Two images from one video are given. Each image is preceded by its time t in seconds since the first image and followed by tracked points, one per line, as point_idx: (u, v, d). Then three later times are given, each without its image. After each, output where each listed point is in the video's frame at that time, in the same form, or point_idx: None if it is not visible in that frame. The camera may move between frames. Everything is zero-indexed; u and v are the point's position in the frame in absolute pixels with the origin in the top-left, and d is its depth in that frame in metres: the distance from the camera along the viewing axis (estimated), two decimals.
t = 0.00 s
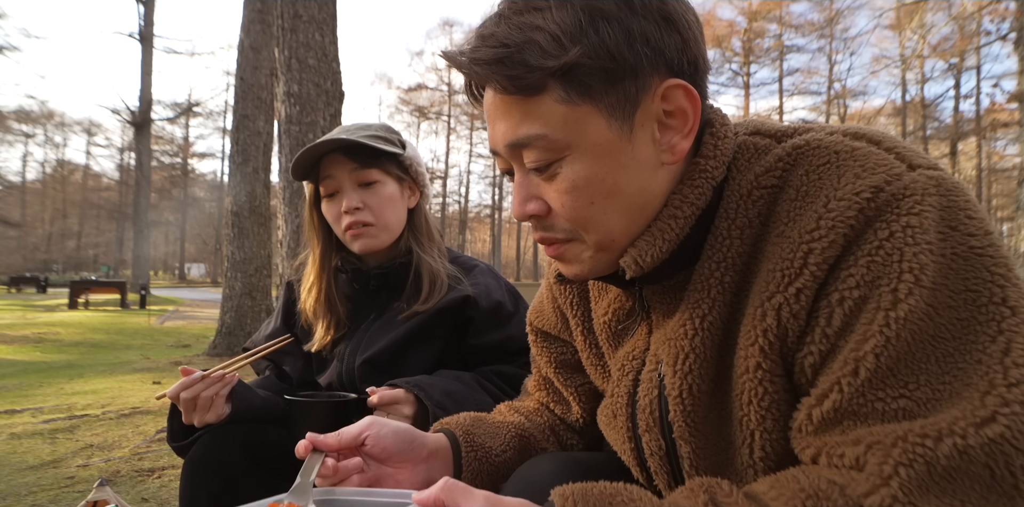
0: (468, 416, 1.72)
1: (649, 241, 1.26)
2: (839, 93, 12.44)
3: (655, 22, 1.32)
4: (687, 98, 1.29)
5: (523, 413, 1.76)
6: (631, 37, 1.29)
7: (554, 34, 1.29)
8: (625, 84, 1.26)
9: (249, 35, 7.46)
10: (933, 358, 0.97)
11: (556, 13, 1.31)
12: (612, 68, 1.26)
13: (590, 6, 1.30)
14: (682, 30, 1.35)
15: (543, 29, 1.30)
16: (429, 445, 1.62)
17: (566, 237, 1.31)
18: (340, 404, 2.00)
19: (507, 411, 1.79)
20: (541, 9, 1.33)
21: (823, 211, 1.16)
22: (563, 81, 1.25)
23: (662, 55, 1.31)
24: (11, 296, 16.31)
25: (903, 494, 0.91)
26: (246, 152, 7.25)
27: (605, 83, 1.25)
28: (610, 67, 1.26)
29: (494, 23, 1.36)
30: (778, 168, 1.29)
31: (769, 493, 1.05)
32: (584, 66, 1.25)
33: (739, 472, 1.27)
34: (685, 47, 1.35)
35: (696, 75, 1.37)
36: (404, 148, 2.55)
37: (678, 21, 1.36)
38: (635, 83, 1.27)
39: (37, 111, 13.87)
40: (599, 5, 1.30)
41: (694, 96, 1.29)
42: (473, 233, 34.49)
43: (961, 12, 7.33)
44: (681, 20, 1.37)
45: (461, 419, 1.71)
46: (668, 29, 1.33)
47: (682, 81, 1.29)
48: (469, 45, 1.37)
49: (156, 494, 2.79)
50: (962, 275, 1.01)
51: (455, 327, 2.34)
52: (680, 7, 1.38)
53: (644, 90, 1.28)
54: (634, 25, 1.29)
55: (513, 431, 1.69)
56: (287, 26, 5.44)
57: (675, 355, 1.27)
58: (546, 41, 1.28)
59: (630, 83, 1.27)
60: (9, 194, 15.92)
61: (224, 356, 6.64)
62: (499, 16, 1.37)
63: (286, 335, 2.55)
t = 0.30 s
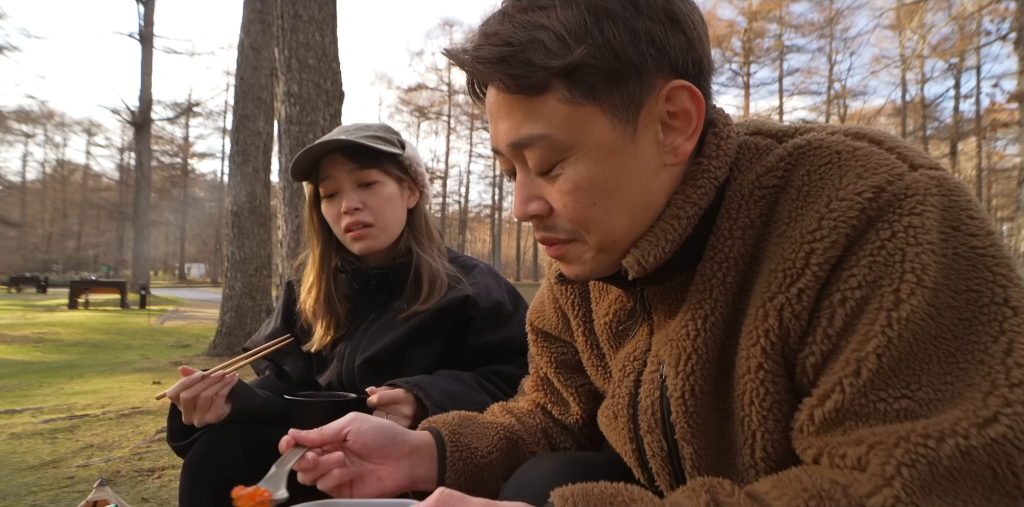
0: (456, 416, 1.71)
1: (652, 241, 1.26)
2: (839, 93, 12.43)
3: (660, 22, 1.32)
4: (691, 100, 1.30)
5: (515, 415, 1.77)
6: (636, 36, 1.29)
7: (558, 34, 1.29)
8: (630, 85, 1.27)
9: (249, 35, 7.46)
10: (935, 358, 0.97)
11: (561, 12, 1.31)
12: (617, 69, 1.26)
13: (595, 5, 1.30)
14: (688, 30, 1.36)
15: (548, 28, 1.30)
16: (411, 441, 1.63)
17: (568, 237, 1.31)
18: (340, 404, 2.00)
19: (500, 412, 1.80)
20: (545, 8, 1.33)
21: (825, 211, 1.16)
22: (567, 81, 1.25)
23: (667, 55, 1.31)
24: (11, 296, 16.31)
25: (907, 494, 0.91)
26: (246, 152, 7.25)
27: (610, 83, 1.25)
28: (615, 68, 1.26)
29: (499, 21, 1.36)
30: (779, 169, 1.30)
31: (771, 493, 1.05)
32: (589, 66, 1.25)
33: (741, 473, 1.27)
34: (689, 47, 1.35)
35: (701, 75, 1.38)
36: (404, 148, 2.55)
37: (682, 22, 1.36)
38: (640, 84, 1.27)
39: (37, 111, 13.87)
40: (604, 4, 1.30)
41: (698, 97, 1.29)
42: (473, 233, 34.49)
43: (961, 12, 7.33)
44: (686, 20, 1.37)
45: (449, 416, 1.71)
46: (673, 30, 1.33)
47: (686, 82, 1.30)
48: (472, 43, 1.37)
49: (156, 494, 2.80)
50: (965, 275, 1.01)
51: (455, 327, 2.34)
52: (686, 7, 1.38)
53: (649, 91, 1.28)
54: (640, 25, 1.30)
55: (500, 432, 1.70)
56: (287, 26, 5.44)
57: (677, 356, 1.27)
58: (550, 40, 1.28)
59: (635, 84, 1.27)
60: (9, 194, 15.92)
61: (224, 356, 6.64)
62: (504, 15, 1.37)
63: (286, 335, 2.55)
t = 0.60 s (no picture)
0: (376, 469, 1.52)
1: (646, 241, 1.26)
2: (839, 93, 12.43)
3: (651, 25, 1.32)
4: (682, 103, 1.29)
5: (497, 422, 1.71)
6: (626, 41, 1.28)
7: (547, 38, 1.29)
8: (618, 89, 1.26)
9: (249, 35, 7.46)
10: (938, 357, 0.97)
11: (550, 16, 1.31)
12: (605, 74, 1.26)
13: (585, 10, 1.30)
14: (680, 34, 1.35)
15: (537, 32, 1.30)
16: None
17: (558, 240, 1.31)
18: (340, 403, 2.00)
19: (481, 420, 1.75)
20: (535, 12, 1.33)
21: (826, 211, 1.16)
22: (555, 84, 1.25)
23: (657, 59, 1.30)
24: (11, 296, 16.31)
25: (915, 495, 0.91)
26: (246, 152, 7.25)
27: (598, 88, 1.25)
28: (603, 72, 1.26)
29: (490, 25, 1.36)
30: (778, 168, 1.30)
31: (778, 493, 1.04)
32: (577, 70, 1.25)
33: (744, 475, 1.27)
34: (682, 51, 1.34)
35: (694, 78, 1.37)
36: (403, 149, 2.55)
37: (674, 25, 1.35)
38: (629, 88, 1.27)
39: (37, 111, 13.88)
40: (593, 8, 1.29)
41: (689, 101, 1.29)
42: (473, 233, 34.49)
43: (961, 12, 7.33)
44: (679, 24, 1.36)
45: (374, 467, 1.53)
46: (664, 33, 1.33)
47: (677, 86, 1.29)
48: (464, 46, 1.37)
49: (156, 494, 2.79)
50: (967, 272, 1.01)
51: (455, 327, 2.34)
52: (678, 10, 1.37)
53: (638, 95, 1.28)
54: (629, 29, 1.29)
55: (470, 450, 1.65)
56: (287, 26, 5.44)
57: (677, 360, 1.27)
58: (539, 44, 1.28)
59: (624, 88, 1.27)
60: (9, 194, 15.92)
61: (224, 356, 6.64)
62: (495, 19, 1.36)
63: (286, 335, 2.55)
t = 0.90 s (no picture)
0: None
1: (637, 247, 1.26)
2: (839, 93, 12.43)
3: (628, 32, 1.31)
4: (664, 110, 1.29)
5: (490, 432, 1.72)
6: (602, 50, 1.28)
7: (523, 50, 1.29)
8: (597, 98, 1.26)
9: (249, 35, 7.47)
10: (961, 362, 0.97)
11: (526, 27, 1.31)
12: (582, 83, 1.26)
13: (560, 19, 1.30)
14: (659, 39, 1.34)
15: (513, 44, 1.30)
16: None
17: (546, 249, 1.32)
18: (339, 403, 2.00)
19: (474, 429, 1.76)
20: (511, 24, 1.33)
21: (833, 214, 1.16)
22: (533, 95, 1.25)
23: (635, 66, 1.30)
24: (11, 296, 16.31)
25: (958, 493, 0.89)
26: (246, 152, 7.26)
27: (576, 97, 1.25)
28: (580, 82, 1.26)
29: (469, 38, 1.37)
30: (779, 171, 1.30)
31: (817, 486, 1.00)
32: (552, 81, 1.25)
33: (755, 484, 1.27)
34: (662, 56, 1.34)
35: (677, 83, 1.37)
36: (403, 149, 2.55)
37: (654, 31, 1.34)
38: (608, 97, 1.27)
39: (37, 110, 13.88)
40: (568, 18, 1.29)
41: (670, 108, 1.28)
42: (473, 232, 34.49)
43: (961, 12, 7.33)
44: (658, 29, 1.35)
45: None
46: (643, 39, 1.32)
47: (658, 93, 1.29)
48: (445, 60, 1.37)
49: (156, 494, 2.80)
50: (978, 272, 1.02)
51: (454, 328, 2.34)
52: (657, 15, 1.36)
53: (618, 103, 1.28)
54: (606, 38, 1.29)
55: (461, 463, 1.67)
56: (287, 26, 5.44)
57: (679, 368, 1.27)
58: (515, 57, 1.28)
59: (603, 96, 1.27)
60: (9, 194, 15.93)
61: (224, 356, 6.64)
62: (473, 32, 1.37)
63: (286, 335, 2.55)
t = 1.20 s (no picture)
0: None
1: (644, 244, 1.26)
2: (839, 93, 12.43)
3: (638, 28, 1.31)
4: (673, 107, 1.28)
5: (493, 429, 1.72)
6: (612, 45, 1.28)
7: (532, 45, 1.29)
8: (606, 94, 1.26)
9: (249, 35, 7.47)
10: (969, 364, 0.97)
11: (535, 23, 1.31)
12: (591, 79, 1.26)
13: (569, 15, 1.30)
14: (668, 35, 1.34)
15: (522, 39, 1.30)
16: None
17: (552, 246, 1.32)
18: (340, 403, 2.00)
19: (476, 427, 1.76)
20: (520, 20, 1.33)
21: (841, 215, 1.16)
22: (541, 91, 1.25)
23: (645, 62, 1.30)
24: (11, 296, 16.30)
25: (963, 496, 0.88)
26: (246, 152, 7.26)
27: (585, 93, 1.25)
28: (589, 77, 1.26)
29: (477, 33, 1.37)
30: (786, 171, 1.30)
31: (819, 489, 1.00)
32: (561, 77, 1.25)
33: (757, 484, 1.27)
34: (671, 53, 1.34)
35: (686, 80, 1.37)
36: (402, 149, 2.54)
37: (663, 27, 1.34)
38: (617, 93, 1.27)
39: (37, 111, 13.89)
40: (577, 13, 1.30)
41: (679, 104, 1.28)
42: (473, 232, 34.48)
43: (961, 12, 7.33)
44: (667, 25, 1.35)
45: None
46: (652, 35, 1.32)
47: (667, 89, 1.28)
48: (453, 55, 1.38)
49: (156, 494, 2.80)
50: (987, 274, 1.02)
51: (455, 328, 2.34)
52: (666, 11, 1.36)
53: (627, 99, 1.27)
54: (615, 33, 1.29)
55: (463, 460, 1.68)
56: (287, 26, 5.44)
57: (684, 367, 1.27)
58: (524, 52, 1.28)
59: (612, 93, 1.27)
60: (9, 194, 15.92)
61: (223, 356, 6.64)
62: (482, 27, 1.37)
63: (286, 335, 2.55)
